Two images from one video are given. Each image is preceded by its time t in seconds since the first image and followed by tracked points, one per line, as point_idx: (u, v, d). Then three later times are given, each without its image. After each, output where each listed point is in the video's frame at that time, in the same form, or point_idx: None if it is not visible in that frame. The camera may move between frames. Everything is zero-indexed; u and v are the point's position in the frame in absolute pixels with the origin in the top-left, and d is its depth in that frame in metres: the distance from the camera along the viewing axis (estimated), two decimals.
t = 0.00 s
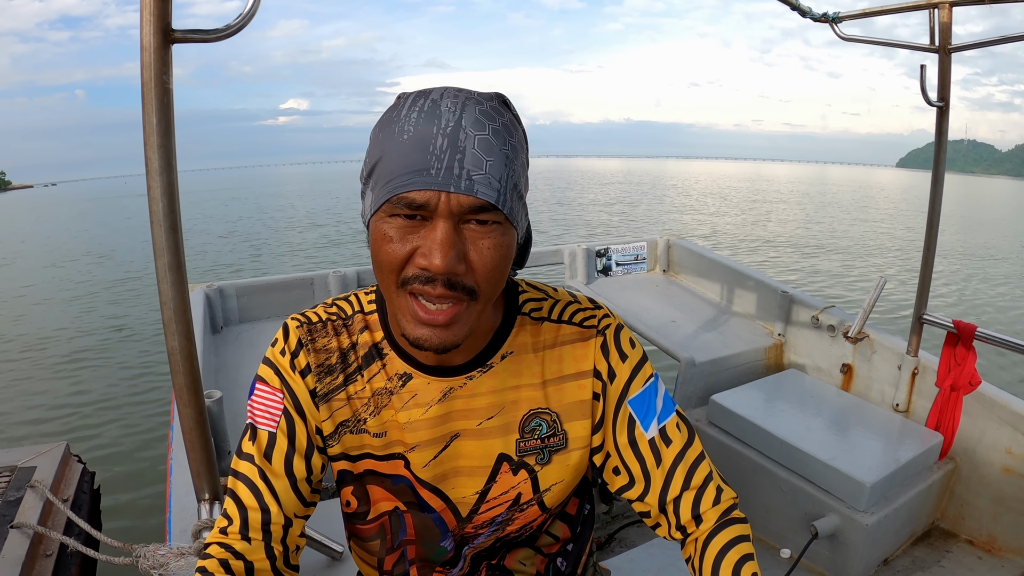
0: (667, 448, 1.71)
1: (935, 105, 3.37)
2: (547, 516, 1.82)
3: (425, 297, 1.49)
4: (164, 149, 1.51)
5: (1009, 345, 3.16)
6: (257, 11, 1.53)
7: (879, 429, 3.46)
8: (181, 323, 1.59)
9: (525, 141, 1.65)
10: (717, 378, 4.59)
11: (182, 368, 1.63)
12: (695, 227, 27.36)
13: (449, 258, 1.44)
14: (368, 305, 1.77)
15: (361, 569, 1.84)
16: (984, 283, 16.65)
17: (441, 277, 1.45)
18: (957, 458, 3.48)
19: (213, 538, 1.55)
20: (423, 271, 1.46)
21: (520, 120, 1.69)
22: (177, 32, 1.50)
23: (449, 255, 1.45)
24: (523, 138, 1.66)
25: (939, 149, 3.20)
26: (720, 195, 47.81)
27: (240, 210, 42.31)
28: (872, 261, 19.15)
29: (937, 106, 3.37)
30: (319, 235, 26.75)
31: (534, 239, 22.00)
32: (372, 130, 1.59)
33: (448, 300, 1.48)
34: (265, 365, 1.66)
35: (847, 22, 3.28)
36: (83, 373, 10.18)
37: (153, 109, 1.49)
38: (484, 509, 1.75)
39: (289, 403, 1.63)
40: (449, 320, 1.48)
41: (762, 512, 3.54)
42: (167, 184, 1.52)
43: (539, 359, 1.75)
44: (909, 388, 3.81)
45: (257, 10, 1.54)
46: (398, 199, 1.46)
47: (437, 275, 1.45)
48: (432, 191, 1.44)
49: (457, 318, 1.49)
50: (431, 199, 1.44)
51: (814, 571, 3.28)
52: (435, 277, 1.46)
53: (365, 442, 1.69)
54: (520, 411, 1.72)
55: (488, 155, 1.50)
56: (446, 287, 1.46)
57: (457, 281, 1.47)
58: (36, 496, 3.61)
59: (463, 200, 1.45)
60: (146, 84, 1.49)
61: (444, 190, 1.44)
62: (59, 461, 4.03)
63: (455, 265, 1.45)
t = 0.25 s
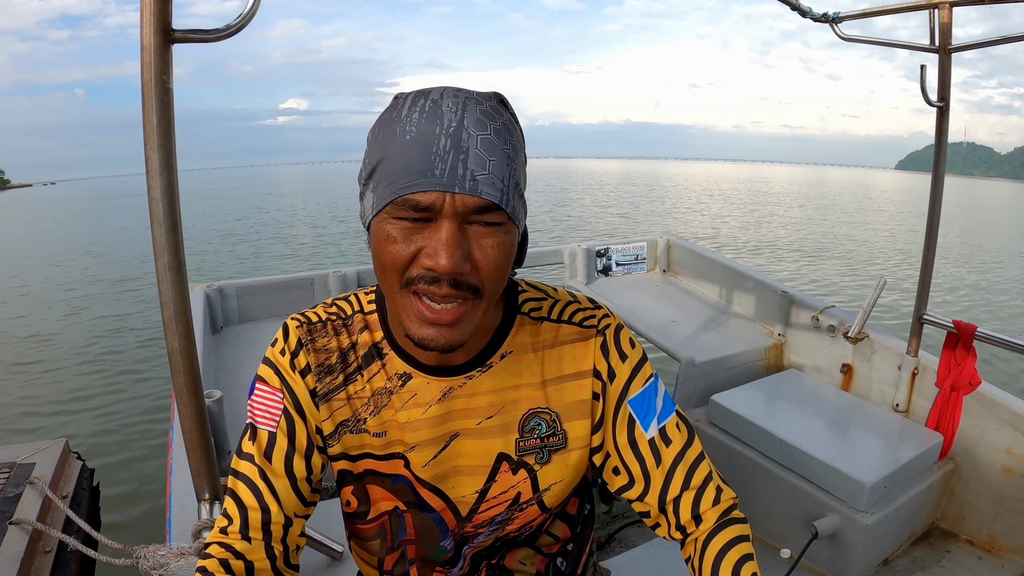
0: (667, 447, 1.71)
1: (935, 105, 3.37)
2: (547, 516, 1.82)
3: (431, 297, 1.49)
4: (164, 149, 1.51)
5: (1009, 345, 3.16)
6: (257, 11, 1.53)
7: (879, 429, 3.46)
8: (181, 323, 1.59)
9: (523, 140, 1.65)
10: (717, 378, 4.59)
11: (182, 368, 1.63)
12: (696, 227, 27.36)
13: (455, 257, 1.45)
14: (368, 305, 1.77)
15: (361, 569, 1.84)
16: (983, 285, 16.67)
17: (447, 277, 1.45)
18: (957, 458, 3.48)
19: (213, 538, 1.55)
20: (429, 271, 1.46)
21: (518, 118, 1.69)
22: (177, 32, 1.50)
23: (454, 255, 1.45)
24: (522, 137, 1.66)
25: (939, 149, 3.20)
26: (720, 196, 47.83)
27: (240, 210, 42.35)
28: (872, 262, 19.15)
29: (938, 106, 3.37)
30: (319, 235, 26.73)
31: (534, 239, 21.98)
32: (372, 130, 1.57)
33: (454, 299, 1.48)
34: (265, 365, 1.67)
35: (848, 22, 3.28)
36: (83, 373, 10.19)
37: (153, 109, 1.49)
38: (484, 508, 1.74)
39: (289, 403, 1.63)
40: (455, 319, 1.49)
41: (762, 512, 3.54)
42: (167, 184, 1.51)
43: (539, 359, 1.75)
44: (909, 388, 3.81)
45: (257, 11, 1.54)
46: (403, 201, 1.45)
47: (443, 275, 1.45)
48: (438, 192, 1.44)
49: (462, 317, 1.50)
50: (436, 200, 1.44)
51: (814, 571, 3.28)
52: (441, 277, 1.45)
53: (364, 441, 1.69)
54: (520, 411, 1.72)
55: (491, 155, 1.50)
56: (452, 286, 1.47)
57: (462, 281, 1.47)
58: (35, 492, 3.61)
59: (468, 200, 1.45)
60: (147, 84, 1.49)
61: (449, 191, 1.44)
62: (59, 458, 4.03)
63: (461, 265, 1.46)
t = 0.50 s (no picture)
0: (680, 441, 1.70)
1: (935, 105, 3.37)
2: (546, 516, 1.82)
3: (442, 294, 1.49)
4: (164, 148, 1.51)
5: (1009, 346, 3.16)
6: (257, 10, 1.53)
7: (878, 430, 3.46)
8: (181, 323, 1.59)
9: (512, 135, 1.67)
10: (717, 378, 4.59)
11: (182, 368, 1.62)
12: (696, 229, 27.37)
13: (469, 254, 1.45)
14: (366, 306, 1.77)
15: (360, 570, 1.84)
16: (982, 289, 16.71)
17: (460, 273, 1.46)
18: (957, 458, 3.48)
19: (209, 538, 1.55)
20: (442, 269, 1.46)
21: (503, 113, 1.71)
22: (177, 31, 1.50)
23: (467, 251, 1.46)
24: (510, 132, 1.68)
25: (939, 149, 3.20)
26: (719, 198, 47.90)
27: (241, 211, 42.41)
28: (872, 265, 19.17)
29: (937, 107, 3.38)
30: (319, 236, 26.72)
31: (534, 241, 21.99)
32: (364, 131, 1.55)
33: (467, 295, 1.49)
34: (261, 365, 1.67)
35: (848, 22, 3.29)
36: (82, 372, 10.19)
37: (153, 109, 1.49)
38: (482, 508, 1.74)
39: (284, 404, 1.64)
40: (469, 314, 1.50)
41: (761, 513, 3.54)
42: (167, 183, 1.51)
43: (537, 360, 1.75)
44: (909, 388, 3.81)
45: (258, 10, 1.54)
46: (412, 201, 1.45)
47: (456, 272, 1.46)
48: (449, 192, 1.44)
49: (476, 312, 1.51)
50: (447, 199, 1.44)
51: (814, 571, 3.28)
52: (455, 274, 1.46)
53: (360, 442, 1.69)
54: (517, 412, 1.72)
55: (492, 152, 1.52)
56: (464, 283, 1.47)
57: (474, 276, 1.48)
58: (33, 490, 3.61)
59: (477, 198, 1.46)
60: (147, 83, 1.49)
61: (459, 190, 1.45)
62: (57, 456, 4.02)
63: (473, 261, 1.46)
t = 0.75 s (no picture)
0: (697, 417, 1.68)
1: (935, 105, 3.38)
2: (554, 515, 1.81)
3: (455, 298, 1.50)
4: (164, 148, 1.51)
5: (1009, 346, 3.15)
6: (258, 10, 1.54)
7: (878, 430, 3.46)
8: (181, 322, 1.59)
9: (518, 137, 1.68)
10: (717, 379, 4.59)
11: (182, 368, 1.62)
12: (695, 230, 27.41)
13: (484, 258, 1.45)
14: (370, 306, 1.76)
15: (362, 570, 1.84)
16: (982, 290, 16.70)
17: (475, 278, 1.46)
18: (957, 458, 3.48)
19: (210, 539, 1.55)
20: (457, 275, 1.46)
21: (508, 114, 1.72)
22: (177, 31, 1.50)
23: (482, 256, 1.45)
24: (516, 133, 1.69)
25: (939, 149, 3.21)
26: (719, 200, 47.89)
27: (240, 212, 42.39)
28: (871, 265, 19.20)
29: (937, 107, 3.38)
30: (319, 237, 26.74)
31: (534, 242, 22.01)
32: (374, 134, 1.54)
33: (480, 300, 1.49)
34: (262, 366, 1.67)
35: (848, 22, 3.29)
36: (81, 374, 10.18)
37: (153, 109, 1.49)
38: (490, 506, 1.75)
39: (287, 405, 1.64)
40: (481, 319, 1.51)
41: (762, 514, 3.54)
42: (167, 184, 1.51)
43: (541, 356, 1.75)
44: (909, 388, 3.81)
45: (258, 10, 1.54)
46: (427, 207, 1.44)
47: (471, 277, 1.46)
48: (464, 197, 1.44)
49: (487, 316, 1.52)
50: (462, 204, 1.44)
51: (814, 571, 3.27)
52: (469, 280, 1.46)
53: (364, 443, 1.69)
54: (523, 409, 1.72)
55: (504, 154, 1.53)
56: (478, 287, 1.47)
57: (489, 281, 1.48)
58: (33, 492, 3.61)
59: (492, 202, 1.46)
60: (147, 83, 1.49)
61: (474, 194, 1.45)
62: (57, 457, 4.01)
63: (488, 266, 1.46)
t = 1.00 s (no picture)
0: (672, 404, 1.63)
1: (935, 105, 3.38)
2: (556, 512, 1.75)
3: (468, 295, 1.49)
4: (164, 148, 1.51)
5: (1009, 346, 3.16)
6: (257, 11, 1.54)
7: (878, 430, 3.47)
8: (181, 323, 1.58)
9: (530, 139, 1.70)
10: (717, 378, 4.59)
11: (182, 368, 1.62)
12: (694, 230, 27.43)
13: (503, 257, 1.44)
14: (372, 305, 1.76)
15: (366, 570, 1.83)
16: (983, 288, 16.68)
17: (491, 276, 1.45)
18: (957, 458, 3.48)
19: (210, 539, 1.55)
20: (474, 271, 1.45)
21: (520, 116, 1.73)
22: (177, 32, 1.50)
23: (501, 255, 1.45)
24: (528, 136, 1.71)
25: (939, 149, 3.21)
26: (719, 199, 47.86)
27: (240, 214, 42.36)
28: (870, 264, 19.22)
29: (937, 107, 3.38)
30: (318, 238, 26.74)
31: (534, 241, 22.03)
32: (393, 129, 1.54)
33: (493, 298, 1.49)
34: (262, 365, 1.67)
35: (847, 22, 3.29)
36: (81, 376, 10.17)
37: (153, 109, 1.49)
38: (495, 502, 1.73)
39: (287, 405, 1.64)
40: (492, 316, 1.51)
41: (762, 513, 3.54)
42: (167, 184, 1.51)
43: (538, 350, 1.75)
44: (909, 388, 3.81)
45: (257, 11, 1.54)
46: (448, 202, 1.44)
47: (489, 275, 1.45)
48: (486, 194, 1.44)
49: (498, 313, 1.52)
50: (484, 202, 1.44)
51: (814, 571, 3.27)
52: (486, 277, 1.45)
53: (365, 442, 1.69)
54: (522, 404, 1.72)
55: (523, 156, 1.54)
56: (494, 286, 1.47)
57: (504, 280, 1.48)
58: (32, 498, 3.60)
59: (513, 202, 1.46)
60: (147, 84, 1.49)
61: (496, 192, 1.45)
62: (55, 463, 4.01)
63: (506, 265, 1.46)
